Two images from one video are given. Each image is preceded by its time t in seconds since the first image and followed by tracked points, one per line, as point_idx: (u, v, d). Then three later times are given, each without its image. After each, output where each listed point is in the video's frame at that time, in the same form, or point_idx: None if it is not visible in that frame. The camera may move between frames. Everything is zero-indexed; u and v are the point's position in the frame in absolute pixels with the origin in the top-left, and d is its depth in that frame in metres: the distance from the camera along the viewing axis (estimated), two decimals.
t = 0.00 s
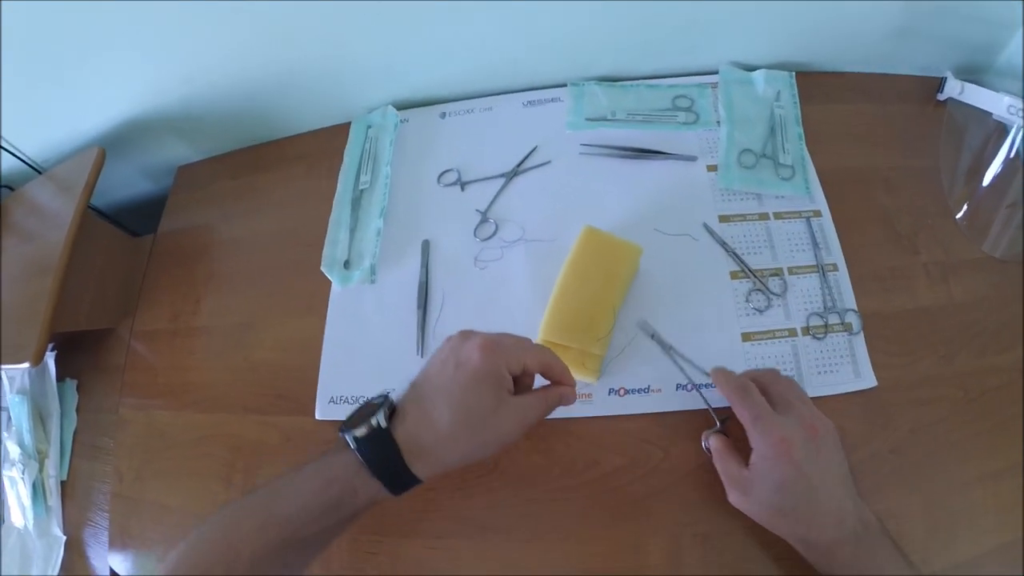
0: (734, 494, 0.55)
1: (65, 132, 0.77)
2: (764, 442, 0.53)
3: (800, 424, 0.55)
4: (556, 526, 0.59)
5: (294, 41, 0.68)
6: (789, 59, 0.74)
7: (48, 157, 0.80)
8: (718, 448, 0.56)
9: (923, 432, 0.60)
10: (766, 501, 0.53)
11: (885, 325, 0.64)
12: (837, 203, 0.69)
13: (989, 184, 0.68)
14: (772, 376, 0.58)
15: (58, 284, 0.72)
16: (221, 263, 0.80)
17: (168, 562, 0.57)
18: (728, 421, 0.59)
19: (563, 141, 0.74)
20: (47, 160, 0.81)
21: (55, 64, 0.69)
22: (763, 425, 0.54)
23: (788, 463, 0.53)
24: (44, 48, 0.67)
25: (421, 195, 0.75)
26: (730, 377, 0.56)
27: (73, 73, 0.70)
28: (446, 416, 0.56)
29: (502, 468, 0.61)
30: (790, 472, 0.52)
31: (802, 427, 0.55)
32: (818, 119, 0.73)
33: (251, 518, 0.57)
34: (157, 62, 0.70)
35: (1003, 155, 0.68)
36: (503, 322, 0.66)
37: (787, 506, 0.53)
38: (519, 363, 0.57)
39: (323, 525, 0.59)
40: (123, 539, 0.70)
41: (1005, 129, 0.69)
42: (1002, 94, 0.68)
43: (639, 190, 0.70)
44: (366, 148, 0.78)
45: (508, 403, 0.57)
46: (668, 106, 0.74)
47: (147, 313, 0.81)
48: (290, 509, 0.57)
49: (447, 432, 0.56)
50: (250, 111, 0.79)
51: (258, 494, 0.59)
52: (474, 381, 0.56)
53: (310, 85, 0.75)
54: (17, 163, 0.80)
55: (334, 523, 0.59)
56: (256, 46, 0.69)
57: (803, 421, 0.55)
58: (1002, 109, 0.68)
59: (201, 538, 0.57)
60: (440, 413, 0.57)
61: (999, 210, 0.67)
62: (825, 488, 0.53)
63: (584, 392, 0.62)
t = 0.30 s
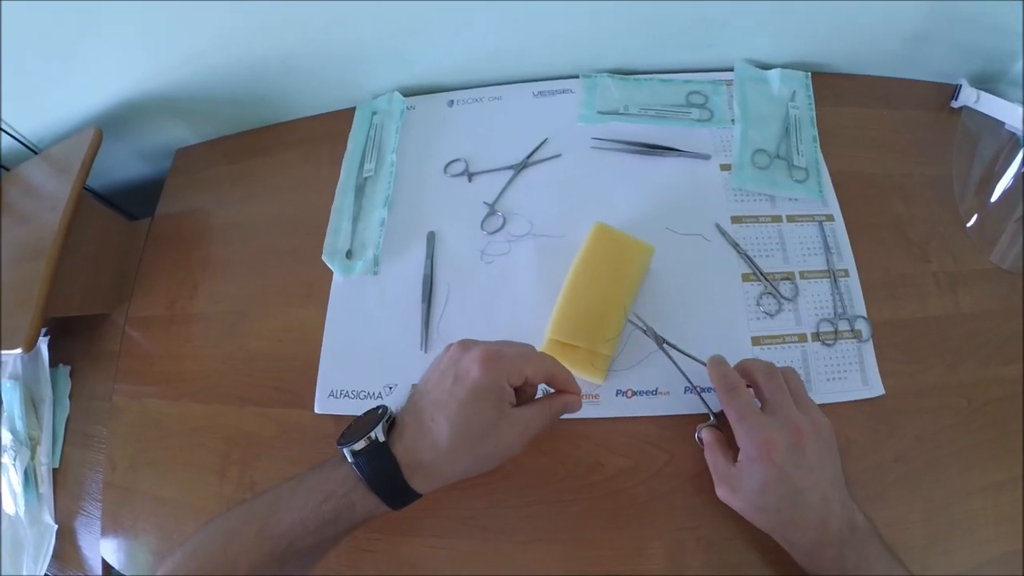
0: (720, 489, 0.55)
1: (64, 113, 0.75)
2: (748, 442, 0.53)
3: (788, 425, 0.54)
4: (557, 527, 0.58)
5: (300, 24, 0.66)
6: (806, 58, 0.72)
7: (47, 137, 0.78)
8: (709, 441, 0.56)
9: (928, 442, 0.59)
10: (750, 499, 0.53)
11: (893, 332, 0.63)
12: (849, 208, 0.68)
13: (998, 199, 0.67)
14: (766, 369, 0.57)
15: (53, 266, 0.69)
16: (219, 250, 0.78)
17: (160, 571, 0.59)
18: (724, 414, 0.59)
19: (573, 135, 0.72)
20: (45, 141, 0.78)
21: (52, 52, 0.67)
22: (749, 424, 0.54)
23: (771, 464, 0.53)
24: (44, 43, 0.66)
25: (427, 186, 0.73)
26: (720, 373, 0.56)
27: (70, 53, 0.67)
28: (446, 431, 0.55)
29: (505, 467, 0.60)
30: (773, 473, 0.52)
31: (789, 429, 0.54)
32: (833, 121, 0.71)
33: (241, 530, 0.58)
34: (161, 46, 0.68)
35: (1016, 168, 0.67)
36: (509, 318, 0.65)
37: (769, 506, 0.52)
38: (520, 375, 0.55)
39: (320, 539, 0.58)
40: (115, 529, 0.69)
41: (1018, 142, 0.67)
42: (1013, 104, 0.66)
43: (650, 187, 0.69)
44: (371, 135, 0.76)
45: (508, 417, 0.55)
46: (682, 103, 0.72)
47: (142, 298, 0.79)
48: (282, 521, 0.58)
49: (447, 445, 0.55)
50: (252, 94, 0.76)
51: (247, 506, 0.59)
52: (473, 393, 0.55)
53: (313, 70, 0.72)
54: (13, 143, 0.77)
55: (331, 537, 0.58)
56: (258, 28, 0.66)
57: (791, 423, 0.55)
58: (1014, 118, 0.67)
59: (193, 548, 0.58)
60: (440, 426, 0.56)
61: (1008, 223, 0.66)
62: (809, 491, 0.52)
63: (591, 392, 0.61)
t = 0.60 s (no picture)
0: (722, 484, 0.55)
1: (63, 106, 0.75)
2: (749, 439, 0.53)
3: (790, 423, 0.54)
4: (559, 524, 0.58)
5: (306, 19, 0.66)
6: (809, 60, 0.73)
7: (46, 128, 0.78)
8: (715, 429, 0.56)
9: (927, 441, 0.60)
10: (752, 495, 0.53)
11: (894, 332, 0.63)
12: (850, 208, 0.69)
13: (996, 204, 0.67)
14: (767, 365, 0.57)
15: (52, 259, 0.69)
16: (219, 244, 0.77)
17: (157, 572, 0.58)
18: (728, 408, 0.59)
19: (577, 133, 0.73)
20: (44, 133, 0.78)
21: (54, 46, 0.67)
22: (750, 422, 0.54)
23: (772, 461, 0.53)
24: (47, 38, 0.66)
25: (431, 182, 0.73)
26: (722, 370, 0.56)
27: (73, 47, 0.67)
28: (443, 429, 0.55)
29: (507, 464, 0.60)
30: (774, 470, 0.52)
31: (791, 426, 0.54)
32: (835, 122, 0.72)
33: (237, 531, 0.58)
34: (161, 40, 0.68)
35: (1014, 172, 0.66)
36: (512, 315, 0.65)
37: (770, 503, 0.53)
38: (518, 373, 0.54)
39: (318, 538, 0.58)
40: (112, 524, 0.68)
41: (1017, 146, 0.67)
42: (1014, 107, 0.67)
43: (654, 186, 0.69)
44: (374, 131, 0.76)
45: (507, 415, 0.55)
46: (685, 102, 0.73)
47: (141, 293, 0.79)
48: (282, 519, 0.58)
49: (445, 444, 0.55)
50: (255, 90, 0.76)
51: (242, 507, 0.59)
52: (470, 393, 0.54)
53: (317, 65, 0.72)
54: (12, 134, 0.77)
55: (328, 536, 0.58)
56: (261, 24, 0.66)
57: (792, 420, 0.54)
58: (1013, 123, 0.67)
59: (189, 550, 0.58)
60: (438, 424, 0.55)
61: (1005, 228, 0.66)
62: (810, 488, 0.52)
63: (594, 389, 0.61)
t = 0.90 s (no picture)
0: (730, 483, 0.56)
1: (65, 103, 0.75)
2: (753, 440, 0.54)
3: (794, 426, 0.54)
4: (560, 522, 0.58)
5: (312, 18, 0.66)
6: (811, 63, 0.73)
7: (48, 124, 0.78)
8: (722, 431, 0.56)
9: (927, 443, 0.60)
10: (757, 495, 0.54)
11: (894, 334, 0.64)
12: (851, 211, 0.69)
13: (996, 208, 0.68)
14: (766, 370, 0.57)
15: (55, 255, 0.69)
16: (222, 242, 0.78)
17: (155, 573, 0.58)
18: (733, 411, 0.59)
19: (580, 133, 0.73)
20: (47, 129, 0.78)
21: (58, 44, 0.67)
22: (754, 424, 0.54)
23: (777, 463, 0.53)
24: (51, 36, 0.66)
25: (434, 181, 0.74)
26: (725, 373, 0.56)
27: (77, 44, 0.67)
28: (431, 421, 0.55)
29: (508, 462, 0.60)
30: (778, 472, 0.53)
31: (795, 429, 0.54)
32: (836, 125, 0.72)
33: (229, 530, 0.58)
34: (165, 39, 0.68)
35: (1014, 176, 0.67)
36: (514, 314, 0.66)
37: (775, 506, 0.53)
38: (505, 362, 0.55)
39: (308, 533, 0.57)
40: (113, 520, 0.68)
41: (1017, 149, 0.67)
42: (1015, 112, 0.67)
43: (656, 187, 0.69)
44: (378, 130, 0.77)
45: (495, 404, 0.55)
46: (688, 104, 0.73)
47: (144, 289, 0.79)
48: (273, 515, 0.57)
49: (434, 436, 0.55)
50: (259, 88, 0.77)
51: (234, 506, 0.59)
52: (458, 383, 0.54)
53: (321, 65, 0.73)
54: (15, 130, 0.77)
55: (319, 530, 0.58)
56: (264, 25, 0.67)
57: (797, 422, 0.54)
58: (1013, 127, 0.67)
59: (183, 550, 0.58)
60: (427, 416, 0.55)
61: (1004, 233, 0.67)
62: (816, 491, 0.52)
63: (595, 388, 0.62)
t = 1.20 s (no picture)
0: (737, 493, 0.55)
1: (65, 104, 0.75)
2: (759, 454, 0.53)
3: (799, 438, 0.54)
4: (557, 519, 0.58)
5: (307, 19, 0.67)
6: (802, 61, 0.74)
7: (47, 128, 0.77)
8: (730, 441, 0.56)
9: (922, 436, 0.60)
10: (763, 507, 0.53)
11: (889, 328, 0.64)
12: (844, 206, 0.69)
13: (990, 202, 0.68)
14: (770, 383, 0.57)
15: (53, 258, 0.69)
16: (219, 244, 0.78)
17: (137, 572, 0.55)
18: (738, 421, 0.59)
19: (574, 132, 0.73)
20: (45, 134, 0.78)
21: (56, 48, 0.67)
22: (759, 438, 0.53)
23: (783, 476, 0.52)
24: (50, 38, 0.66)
25: (429, 182, 0.74)
26: (728, 386, 0.55)
27: (76, 46, 0.68)
28: (329, 347, 0.56)
29: (505, 459, 0.61)
30: (785, 485, 0.52)
31: (800, 441, 0.53)
32: (829, 121, 0.73)
33: (189, 518, 0.55)
34: (164, 40, 0.69)
35: (1009, 169, 0.67)
36: (509, 312, 0.66)
37: (782, 518, 0.52)
38: (384, 278, 0.57)
39: (259, 498, 0.56)
40: (112, 522, 0.68)
41: (1011, 142, 0.68)
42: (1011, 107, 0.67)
43: (650, 184, 0.70)
44: (373, 131, 0.77)
45: (386, 321, 0.57)
46: (681, 102, 0.73)
47: (142, 292, 0.79)
48: (220, 486, 0.56)
49: (337, 362, 0.56)
50: (255, 91, 0.77)
51: (189, 496, 0.57)
52: (347, 307, 0.55)
53: (317, 67, 0.73)
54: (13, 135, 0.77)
55: (268, 493, 0.56)
56: (259, 27, 0.67)
57: (802, 434, 0.54)
58: (1009, 121, 0.67)
59: (153, 554, 0.55)
60: (323, 345, 0.56)
61: (999, 225, 0.67)
62: (822, 504, 0.52)
63: (590, 385, 0.62)
